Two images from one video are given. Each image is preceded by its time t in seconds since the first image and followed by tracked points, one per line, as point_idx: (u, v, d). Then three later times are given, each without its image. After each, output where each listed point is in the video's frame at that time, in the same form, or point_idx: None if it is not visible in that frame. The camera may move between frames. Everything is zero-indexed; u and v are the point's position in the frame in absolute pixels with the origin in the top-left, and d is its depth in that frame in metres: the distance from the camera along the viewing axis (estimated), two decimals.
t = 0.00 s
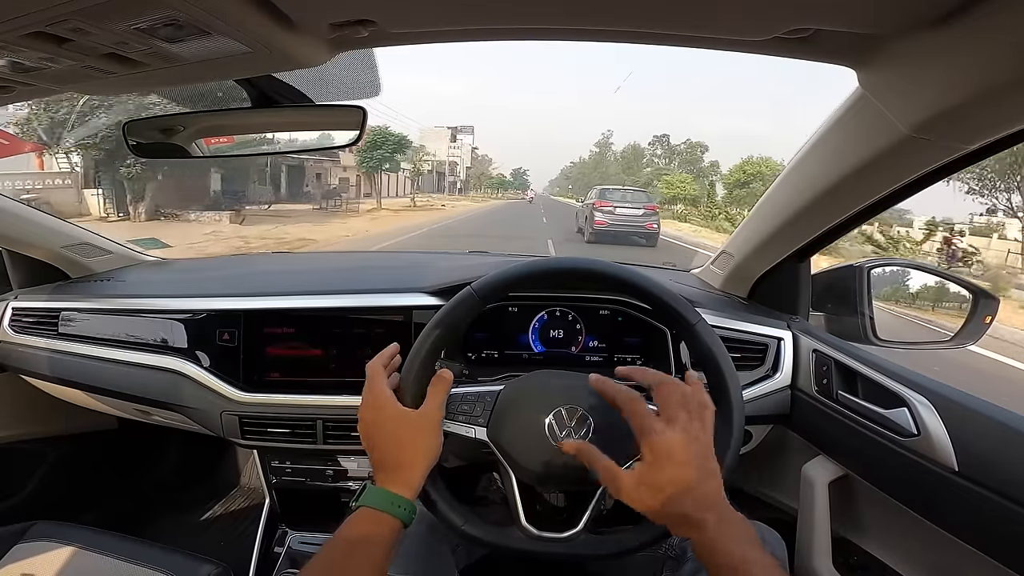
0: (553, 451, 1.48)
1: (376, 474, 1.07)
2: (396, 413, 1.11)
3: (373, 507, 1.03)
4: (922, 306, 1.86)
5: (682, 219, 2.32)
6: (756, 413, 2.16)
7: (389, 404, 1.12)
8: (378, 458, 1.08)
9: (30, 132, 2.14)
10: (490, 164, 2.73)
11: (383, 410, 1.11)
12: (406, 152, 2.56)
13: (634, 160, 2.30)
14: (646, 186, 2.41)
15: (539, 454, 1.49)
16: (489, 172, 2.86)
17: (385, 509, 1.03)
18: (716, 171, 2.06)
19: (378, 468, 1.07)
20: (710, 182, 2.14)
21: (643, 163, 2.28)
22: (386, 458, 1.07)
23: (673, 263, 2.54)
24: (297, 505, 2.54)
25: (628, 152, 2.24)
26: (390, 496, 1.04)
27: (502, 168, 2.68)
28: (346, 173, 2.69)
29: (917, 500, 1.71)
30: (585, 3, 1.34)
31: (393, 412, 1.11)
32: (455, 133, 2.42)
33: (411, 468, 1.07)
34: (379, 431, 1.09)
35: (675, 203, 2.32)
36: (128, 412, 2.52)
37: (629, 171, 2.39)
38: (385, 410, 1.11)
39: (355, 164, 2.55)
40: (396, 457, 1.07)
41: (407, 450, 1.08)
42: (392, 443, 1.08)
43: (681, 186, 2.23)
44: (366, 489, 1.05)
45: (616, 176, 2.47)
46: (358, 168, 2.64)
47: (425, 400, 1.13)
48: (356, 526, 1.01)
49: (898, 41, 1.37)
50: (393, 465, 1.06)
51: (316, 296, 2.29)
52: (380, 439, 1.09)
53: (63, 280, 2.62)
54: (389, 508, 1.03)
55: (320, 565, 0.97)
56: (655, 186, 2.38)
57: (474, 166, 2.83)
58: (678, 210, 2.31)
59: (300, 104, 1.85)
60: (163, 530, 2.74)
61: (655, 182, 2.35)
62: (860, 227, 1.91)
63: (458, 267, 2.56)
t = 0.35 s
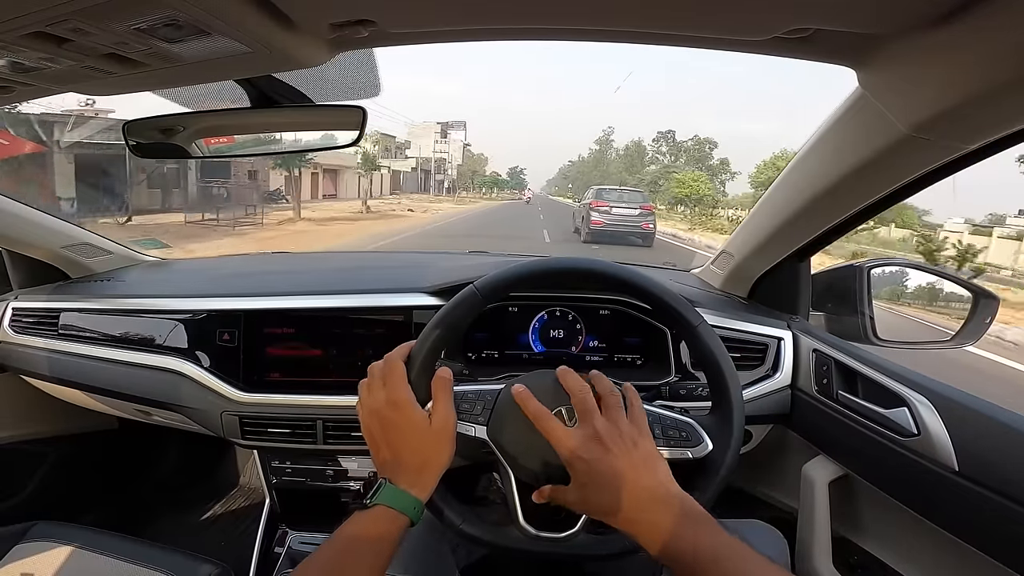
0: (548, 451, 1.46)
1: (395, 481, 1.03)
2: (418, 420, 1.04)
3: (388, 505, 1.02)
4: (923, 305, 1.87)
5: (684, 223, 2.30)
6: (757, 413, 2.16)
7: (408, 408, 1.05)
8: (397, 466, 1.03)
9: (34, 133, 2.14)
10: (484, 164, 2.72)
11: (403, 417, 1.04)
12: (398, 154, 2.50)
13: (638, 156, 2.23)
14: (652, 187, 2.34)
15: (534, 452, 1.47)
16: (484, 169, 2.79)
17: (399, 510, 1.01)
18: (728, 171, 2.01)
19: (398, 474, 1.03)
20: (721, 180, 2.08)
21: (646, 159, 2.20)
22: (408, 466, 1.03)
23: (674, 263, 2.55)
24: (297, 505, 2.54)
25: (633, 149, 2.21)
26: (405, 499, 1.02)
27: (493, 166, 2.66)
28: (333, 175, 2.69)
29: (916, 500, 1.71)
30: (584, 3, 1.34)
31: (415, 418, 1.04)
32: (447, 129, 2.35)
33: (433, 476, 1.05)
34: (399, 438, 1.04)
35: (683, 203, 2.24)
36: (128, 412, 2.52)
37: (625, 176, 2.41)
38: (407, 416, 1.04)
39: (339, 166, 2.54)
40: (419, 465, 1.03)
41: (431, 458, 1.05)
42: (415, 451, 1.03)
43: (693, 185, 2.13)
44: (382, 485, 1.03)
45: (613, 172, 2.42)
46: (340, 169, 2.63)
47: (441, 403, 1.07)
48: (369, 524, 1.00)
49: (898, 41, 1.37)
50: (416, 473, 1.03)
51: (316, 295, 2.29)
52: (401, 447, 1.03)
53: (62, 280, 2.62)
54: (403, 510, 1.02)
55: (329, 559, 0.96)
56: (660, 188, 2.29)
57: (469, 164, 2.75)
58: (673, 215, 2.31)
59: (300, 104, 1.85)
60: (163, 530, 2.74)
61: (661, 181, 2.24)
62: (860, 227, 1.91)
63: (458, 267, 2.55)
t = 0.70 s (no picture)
0: (551, 450, 1.48)
1: (397, 480, 1.02)
2: (419, 418, 1.02)
3: (390, 504, 1.02)
4: (924, 306, 1.86)
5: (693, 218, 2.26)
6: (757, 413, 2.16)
7: (409, 406, 1.02)
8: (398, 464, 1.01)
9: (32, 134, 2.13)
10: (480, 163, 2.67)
11: (404, 414, 1.01)
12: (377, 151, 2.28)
13: (642, 152, 2.21)
14: (661, 183, 2.27)
15: (535, 451, 1.49)
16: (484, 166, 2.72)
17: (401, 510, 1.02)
18: (738, 167, 2.01)
19: (399, 473, 1.01)
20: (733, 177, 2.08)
21: (653, 152, 2.17)
22: (409, 464, 1.01)
23: (673, 263, 2.55)
24: (297, 505, 2.54)
25: (639, 147, 2.19)
26: (406, 498, 1.02)
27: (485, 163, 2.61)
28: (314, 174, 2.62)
29: (916, 501, 1.71)
30: (582, 2, 1.34)
31: (415, 416, 1.02)
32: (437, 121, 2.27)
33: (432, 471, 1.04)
34: (400, 437, 1.01)
35: (694, 200, 2.20)
36: (128, 412, 2.52)
37: (629, 175, 2.42)
38: (408, 415, 1.01)
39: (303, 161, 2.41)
40: (421, 463, 1.02)
41: (431, 455, 1.03)
42: (415, 449, 1.01)
43: (709, 183, 2.12)
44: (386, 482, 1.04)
45: (612, 168, 2.42)
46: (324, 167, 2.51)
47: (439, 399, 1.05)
48: (370, 522, 1.01)
49: (898, 41, 1.37)
50: (416, 471, 1.02)
51: (316, 295, 2.29)
52: (403, 445, 1.01)
53: (63, 280, 2.62)
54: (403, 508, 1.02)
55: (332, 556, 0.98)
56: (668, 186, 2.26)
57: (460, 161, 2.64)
58: (681, 211, 2.27)
59: (300, 104, 1.85)
60: (163, 530, 2.75)
61: (669, 178, 2.22)
62: (861, 227, 1.90)
63: (458, 267, 2.55)
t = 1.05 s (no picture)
0: (549, 449, 1.48)
1: (398, 480, 1.02)
2: (420, 418, 1.02)
3: (392, 505, 1.02)
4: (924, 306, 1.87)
5: (698, 215, 2.25)
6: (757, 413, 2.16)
7: (410, 407, 1.02)
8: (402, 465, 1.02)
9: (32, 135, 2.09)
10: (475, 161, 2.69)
11: (405, 415, 1.02)
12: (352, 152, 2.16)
13: (646, 149, 2.17)
14: (665, 181, 2.24)
15: (534, 451, 1.49)
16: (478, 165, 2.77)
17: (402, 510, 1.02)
18: (750, 162, 1.99)
19: (400, 474, 1.02)
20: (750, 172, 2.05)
21: (656, 148, 2.13)
22: (411, 465, 1.02)
23: (673, 263, 2.55)
24: (297, 505, 2.54)
25: (642, 143, 2.16)
26: (408, 499, 1.02)
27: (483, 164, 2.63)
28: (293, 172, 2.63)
29: (916, 501, 1.71)
30: (584, 2, 1.33)
31: (416, 416, 1.02)
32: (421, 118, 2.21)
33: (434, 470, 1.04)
34: (402, 437, 1.01)
35: (701, 197, 2.18)
36: (128, 412, 2.52)
37: (627, 171, 2.40)
38: (409, 416, 1.02)
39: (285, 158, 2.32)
40: (421, 463, 1.02)
41: (433, 454, 1.03)
42: (417, 449, 1.02)
43: (728, 179, 2.07)
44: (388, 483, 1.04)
45: (609, 163, 2.41)
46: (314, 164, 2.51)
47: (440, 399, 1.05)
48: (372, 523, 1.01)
49: (899, 41, 1.37)
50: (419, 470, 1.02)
51: (316, 295, 2.29)
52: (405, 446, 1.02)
53: (63, 280, 2.62)
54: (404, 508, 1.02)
55: (336, 556, 0.98)
56: (673, 184, 2.22)
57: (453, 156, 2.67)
58: (688, 209, 2.25)
59: (301, 104, 1.85)
60: (163, 530, 2.75)
61: (676, 175, 2.17)
62: (861, 227, 1.90)
63: (457, 267, 2.55)
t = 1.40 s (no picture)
0: (549, 448, 1.48)
1: (388, 480, 1.02)
2: (415, 419, 1.02)
3: (381, 505, 1.02)
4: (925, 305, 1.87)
5: (700, 216, 2.26)
6: (757, 413, 2.16)
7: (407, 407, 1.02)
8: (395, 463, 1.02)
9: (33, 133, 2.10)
10: (470, 161, 2.74)
11: (401, 416, 1.02)
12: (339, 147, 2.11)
13: (652, 149, 2.20)
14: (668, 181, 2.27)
15: (533, 450, 1.49)
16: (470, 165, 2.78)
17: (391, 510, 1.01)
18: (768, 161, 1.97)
19: (391, 475, 1.02)
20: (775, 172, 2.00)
21: (660, 146, 2.16)
22: (402, 466, 1.02)
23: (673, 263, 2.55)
24: (297, 505, 2.54)
25: (647, 143, 2.18)
26: (398, 498, 1.02)
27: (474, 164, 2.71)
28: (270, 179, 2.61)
29: (916, 500, 1.71)
30: (585, 2, 1.34)
31: (412, 416, 1.02)
32: (404, 113, 2.12)
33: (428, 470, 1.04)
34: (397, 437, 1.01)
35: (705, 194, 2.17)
36: (129, 411, 2.52)
37: (629, 172, 2.44)
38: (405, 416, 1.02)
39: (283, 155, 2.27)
40: (413, 465, 1.02)
41: (428, 454, 1.03)
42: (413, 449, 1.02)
43: (749, 180, 2.05)
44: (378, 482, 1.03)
45: (610, 163, 2.46)
46: (295, 165, 2.50)
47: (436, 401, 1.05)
48: (362, 522, 1.01)
49: (899, 40, 1.37)
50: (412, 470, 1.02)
51: (316, 295, 2.29)
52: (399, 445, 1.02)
53: (63, 280, 2.62)
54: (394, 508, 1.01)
55: (325, 556, 0.97)
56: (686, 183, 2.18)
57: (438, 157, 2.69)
58: (691, 210, 2.26)
59: (300, 104, 1.85)
60: (163, 530, 2.75)
61: (688, 174, 2.15)
62: (860, 227, 1.90)
63: (457, 267, 2.56)
